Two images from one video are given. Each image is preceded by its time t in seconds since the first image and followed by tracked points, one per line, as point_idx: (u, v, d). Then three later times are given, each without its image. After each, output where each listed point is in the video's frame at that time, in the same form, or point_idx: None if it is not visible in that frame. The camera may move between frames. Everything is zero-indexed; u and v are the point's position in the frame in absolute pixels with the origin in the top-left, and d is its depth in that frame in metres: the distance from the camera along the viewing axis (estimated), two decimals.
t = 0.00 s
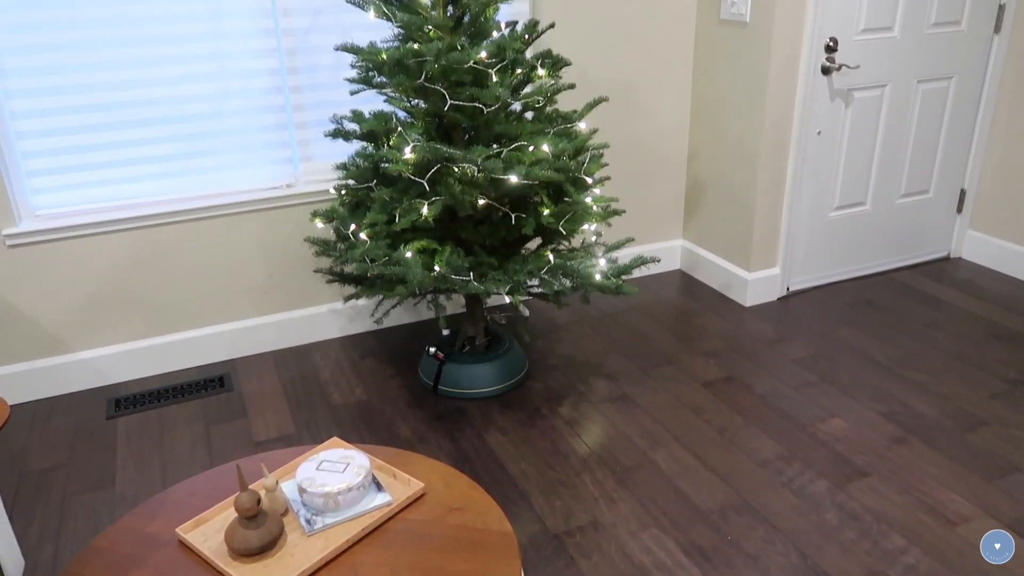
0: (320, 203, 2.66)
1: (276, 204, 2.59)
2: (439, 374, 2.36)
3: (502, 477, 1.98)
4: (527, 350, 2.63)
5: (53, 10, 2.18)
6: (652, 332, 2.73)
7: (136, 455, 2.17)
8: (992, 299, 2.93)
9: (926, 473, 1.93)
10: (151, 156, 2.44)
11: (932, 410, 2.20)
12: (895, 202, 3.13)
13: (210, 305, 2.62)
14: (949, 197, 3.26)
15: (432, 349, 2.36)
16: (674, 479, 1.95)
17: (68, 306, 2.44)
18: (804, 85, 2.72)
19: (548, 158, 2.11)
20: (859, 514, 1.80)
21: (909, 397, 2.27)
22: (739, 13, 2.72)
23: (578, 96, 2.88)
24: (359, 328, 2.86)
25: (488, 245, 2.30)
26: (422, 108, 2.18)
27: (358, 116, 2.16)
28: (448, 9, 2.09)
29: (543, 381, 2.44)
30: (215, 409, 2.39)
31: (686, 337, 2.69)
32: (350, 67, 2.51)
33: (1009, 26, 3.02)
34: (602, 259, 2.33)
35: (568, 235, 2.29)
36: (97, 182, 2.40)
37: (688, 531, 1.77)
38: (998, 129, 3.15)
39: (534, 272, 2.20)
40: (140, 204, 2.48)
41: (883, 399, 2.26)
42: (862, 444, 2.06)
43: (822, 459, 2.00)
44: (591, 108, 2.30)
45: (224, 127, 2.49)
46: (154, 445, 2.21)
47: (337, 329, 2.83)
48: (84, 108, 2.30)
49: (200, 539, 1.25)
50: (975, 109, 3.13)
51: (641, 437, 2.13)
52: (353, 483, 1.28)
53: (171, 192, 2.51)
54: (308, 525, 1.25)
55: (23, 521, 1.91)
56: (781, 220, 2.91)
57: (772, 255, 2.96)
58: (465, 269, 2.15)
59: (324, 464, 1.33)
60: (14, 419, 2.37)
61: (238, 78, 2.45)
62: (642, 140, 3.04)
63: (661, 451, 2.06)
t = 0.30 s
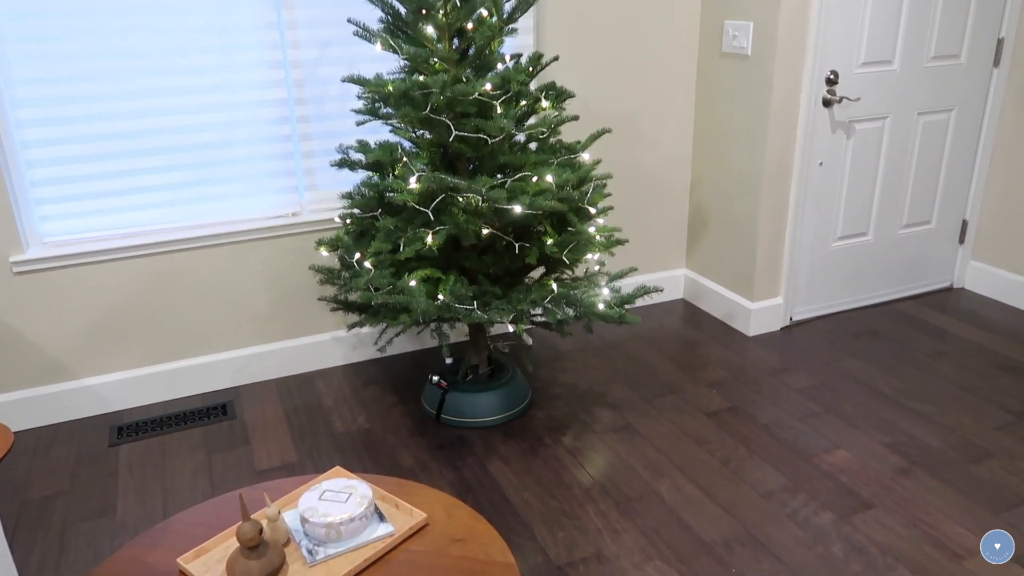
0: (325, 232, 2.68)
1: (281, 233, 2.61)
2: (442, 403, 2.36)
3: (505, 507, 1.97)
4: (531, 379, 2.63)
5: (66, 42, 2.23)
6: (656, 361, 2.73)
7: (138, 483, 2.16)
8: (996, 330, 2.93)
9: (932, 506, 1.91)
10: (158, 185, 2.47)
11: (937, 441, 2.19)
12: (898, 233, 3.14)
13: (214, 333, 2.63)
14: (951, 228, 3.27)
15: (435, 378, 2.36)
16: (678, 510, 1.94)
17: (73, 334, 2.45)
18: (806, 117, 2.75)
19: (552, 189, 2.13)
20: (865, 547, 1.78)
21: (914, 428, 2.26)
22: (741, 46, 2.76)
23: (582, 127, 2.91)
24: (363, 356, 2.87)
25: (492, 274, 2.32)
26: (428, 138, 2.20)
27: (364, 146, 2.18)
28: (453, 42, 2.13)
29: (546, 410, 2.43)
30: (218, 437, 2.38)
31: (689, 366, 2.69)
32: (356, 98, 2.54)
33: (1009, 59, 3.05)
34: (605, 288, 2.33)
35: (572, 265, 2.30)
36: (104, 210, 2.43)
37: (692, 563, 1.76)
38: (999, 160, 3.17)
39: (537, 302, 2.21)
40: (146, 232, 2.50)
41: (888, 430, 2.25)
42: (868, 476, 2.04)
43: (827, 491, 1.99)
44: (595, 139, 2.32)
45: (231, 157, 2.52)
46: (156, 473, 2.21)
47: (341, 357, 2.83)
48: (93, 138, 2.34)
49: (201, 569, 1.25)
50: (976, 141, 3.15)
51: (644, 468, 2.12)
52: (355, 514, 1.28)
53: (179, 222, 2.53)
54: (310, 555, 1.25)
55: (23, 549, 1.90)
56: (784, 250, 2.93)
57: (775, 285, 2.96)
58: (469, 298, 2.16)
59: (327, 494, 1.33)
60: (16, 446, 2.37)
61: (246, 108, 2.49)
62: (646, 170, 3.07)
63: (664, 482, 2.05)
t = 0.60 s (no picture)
0: (329, 250, 2.69)
1: (285, 251, 2.62)
2: (444, 421, 2.36)
3: (507, 526, 1.97)
4: (533, 397, 2.62)
5: (73, 62, 2.25)
6: (658, 380, 2.73)
7: (139, 501, 2.16)
8: (999, 350, 2.93)
9: (936, 526, 1.90)
10: (163, 203, 2.49)
11: (941, 462, 2.18)
12: (900, 253, 3.15)
13: (217, 351, 2.64)
14: (953, 248, 3.28)
15: (437, 397, 2.36)
16: (680, 530, 1.93)
17: (77, 352, 2.46)
18: (807, 137, 2.77)
19: (554, 208, 2.14)
20: (868, 569, 1.77)
21: (917, 448, 2.25)
22: (742, 67, 2.79)
23: (584, 147, 2.93)
24: (365, 374, 2.87)
25: (495, 292, 2.32)
26: (431, 157, 2.21)
27: (368, 166, 2.19)
28: (457, 63, 2.15)
29: (548, 429, 2.43)
30: (220, 455, 2.38)
31: (692, 385, 2.69)
32: (360, 117, 2.57)
33: (1008, 81, 3.07)
34: (608, 307, 2.34)
35: (574, 284, 2.31)
36: (109, 229, 2.45)
37: None
38: (1000, 180, 3.18)
39: (540, 320, 2.22)
40: (150, 250, 2.51)
41: (891, 450, 2.24)
42: (871, 496, 2.03)
43: (830, 511, 1.98)
44: (597, 158, 2.34)
45: (235, 175, 2.54)
46: (158, 491, 2.20)
47: (343, 376, 2.84)
48: (99, 157, 2.36)
49: None
50: (977, 161, 3.17)
51: (647, 487, 2.11)
52: (358, 533, 1.27)
53: (182, 240, 2.55)
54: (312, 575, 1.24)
55: (23, 568, 1.90)
56: (786, 269, 2.93)
57: (777, 304, 2.97)
58: (472, 316, 2.16)
59: (329, 513, 1.33)
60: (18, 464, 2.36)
61: (250, 128, 2.51)
62: (648, 189, 3.08)
63: (667, 502, 2.04)
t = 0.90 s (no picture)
0: (318, 275, 2.69)
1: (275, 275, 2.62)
2: (434, 446, 2.34)
3: (497, 553, 1.95)
4: (523, 422, 2.62)
5: (64, 88, 2.26)
6: (648, 404, 2.73)
7: (125, 530, 2.13)
8: (986, 373, 2.95)
9: (926, 550, 1.90)
10: (154, 228, 2.49)
11: (931, 485, 2.18)
12: (886, 276, 3.18)
13: (204, 376, 2.62)
14: (939, 271, 3.31)
15: (427, 421, 2.35)
16: (671, 556, 1.92)
17: (63, 377, 2.44)
18: (793, 162, 2.80)
19: (543, 233, 2.16)
20: None
21: (907, 471, 2.25)
22: (728, 93, 2.83)
23: (573, 172, 2.95)
24: (354, 399, 2.85)
25: (484, 316, 2.33)
26: (421, 183, 2.22)
27: (357, 191, 2.20)
28: (447, 89, 2.17)
29: (538, 454, 2.42)
30: (207, 482, 2.36)
31: (682, 409, 2.69)
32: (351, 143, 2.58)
33: (989, 107, 3.13)
34: (597, 331, 2.34)
35: (563, 308, 2.32)
36: (99, 253, 2.44)
37: None
38: (984, 204, 3.22)
39: (529, 344, 2.22)
40: (139, 275, 2.51)
41: (881, 473, 2.25)
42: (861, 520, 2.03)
43: (820, 535, 1.98)
44: (585, 183, 2.36)
45: (226, 200, 2.55)
46: (143, 519, 2.18)
47: (332, 401, 2.82)
48: (89, 181, 2.36)
49: None
50: (960, 186, 3.21)
51: (637, 512, 2.10)
52: (345, 561, 1.26)
53: (173, 264, 2.54)
54: None
55: None
56: (774, 292, 2.95)
57: (766, 328, 2.98)
58: (461, 341, 2.16)
59: (316, 540, 1.31)
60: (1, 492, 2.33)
61: (242, 153, 2.52)
62: (637, 214, 3.11)
63: (658, 527, 2.04)
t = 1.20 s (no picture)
0: (320, 288, 2.70)
1: (277, 289, 2.63)
2: (435, 460, 2.34)
3: (499, 567, 1.94)
4: (524, 436, 2.61)
5: (69, 102, 2.28)
6: (649, 418, 2.73)
7: (125, 543, 2.12)
8: (988, 387, 2.95)
9: (929, 566, 1.90)
10: (156, 241, 2.50)
11: (933, 500, 2.18)
12: (887, 290, 3.18)
13: (206, 389, 2.62)
14: (940, 286, 3.32)
15: (429, 435, 2.35)
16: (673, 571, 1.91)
17: (65, 390, 2.44)
18: (794, 177, 2.82)
19: (545, 246, 2.17)
20: None
21: (910, 486, 2.25)
22: (729, 108, 2.85)
23: (575, 186, 2.97)
24: (355, 413, 2.85)
25: (486, 330, 2.33)
26: (423, 197, 2.24)
27: (360, 205, 2.21)
28: (449, 104, 2.19)
29: (540, 468, 2.42)
30: (208, 495, 2.35)
31: (683, 423, 2.68)
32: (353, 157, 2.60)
33: (988, 122, 3.14)
34: (599, 345, 2.34)
35: (565, 321, 2.32)
36: (101, 266, 2.45)
37: None
38: (983, 219, 3.23)
39: (531, 357, 2.22)
40: (141, 289, 2.51)
41: (883, 488, 2.24)
42: (864, 534, 2.03)
43: (823, 550, 1.97)
44: (587, 198, 2.37)
45: (228, 214, 2.56)
46: (144, 532, 2.17)
47: (333, 415, 2.82)
48: (92, 195, 2.38)
49: None
50: (960, 201, 3.23)
51: (640, 526, 2.10)
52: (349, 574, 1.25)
53: (174, 277, 2.55)
54: None
55: None
56: (776, 307, 2.96)
57: (767, 342, 2.98)
58: (463, 354, 2.17)
59: (319, 554, 1.30)
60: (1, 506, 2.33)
61: (245, 167, 2.54)
62: (638, 228, 3.12)
63: (660, 541, 2.03)
